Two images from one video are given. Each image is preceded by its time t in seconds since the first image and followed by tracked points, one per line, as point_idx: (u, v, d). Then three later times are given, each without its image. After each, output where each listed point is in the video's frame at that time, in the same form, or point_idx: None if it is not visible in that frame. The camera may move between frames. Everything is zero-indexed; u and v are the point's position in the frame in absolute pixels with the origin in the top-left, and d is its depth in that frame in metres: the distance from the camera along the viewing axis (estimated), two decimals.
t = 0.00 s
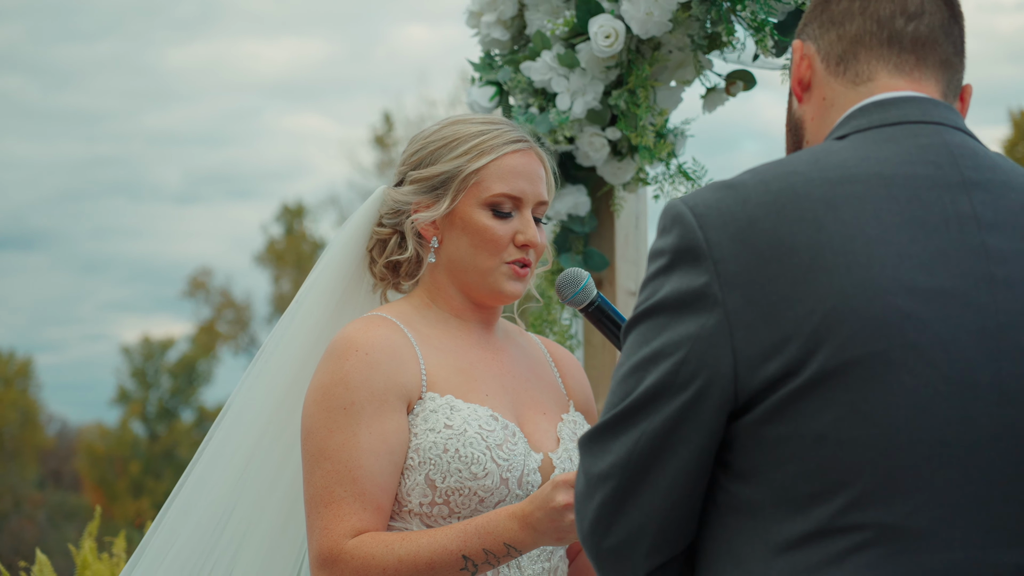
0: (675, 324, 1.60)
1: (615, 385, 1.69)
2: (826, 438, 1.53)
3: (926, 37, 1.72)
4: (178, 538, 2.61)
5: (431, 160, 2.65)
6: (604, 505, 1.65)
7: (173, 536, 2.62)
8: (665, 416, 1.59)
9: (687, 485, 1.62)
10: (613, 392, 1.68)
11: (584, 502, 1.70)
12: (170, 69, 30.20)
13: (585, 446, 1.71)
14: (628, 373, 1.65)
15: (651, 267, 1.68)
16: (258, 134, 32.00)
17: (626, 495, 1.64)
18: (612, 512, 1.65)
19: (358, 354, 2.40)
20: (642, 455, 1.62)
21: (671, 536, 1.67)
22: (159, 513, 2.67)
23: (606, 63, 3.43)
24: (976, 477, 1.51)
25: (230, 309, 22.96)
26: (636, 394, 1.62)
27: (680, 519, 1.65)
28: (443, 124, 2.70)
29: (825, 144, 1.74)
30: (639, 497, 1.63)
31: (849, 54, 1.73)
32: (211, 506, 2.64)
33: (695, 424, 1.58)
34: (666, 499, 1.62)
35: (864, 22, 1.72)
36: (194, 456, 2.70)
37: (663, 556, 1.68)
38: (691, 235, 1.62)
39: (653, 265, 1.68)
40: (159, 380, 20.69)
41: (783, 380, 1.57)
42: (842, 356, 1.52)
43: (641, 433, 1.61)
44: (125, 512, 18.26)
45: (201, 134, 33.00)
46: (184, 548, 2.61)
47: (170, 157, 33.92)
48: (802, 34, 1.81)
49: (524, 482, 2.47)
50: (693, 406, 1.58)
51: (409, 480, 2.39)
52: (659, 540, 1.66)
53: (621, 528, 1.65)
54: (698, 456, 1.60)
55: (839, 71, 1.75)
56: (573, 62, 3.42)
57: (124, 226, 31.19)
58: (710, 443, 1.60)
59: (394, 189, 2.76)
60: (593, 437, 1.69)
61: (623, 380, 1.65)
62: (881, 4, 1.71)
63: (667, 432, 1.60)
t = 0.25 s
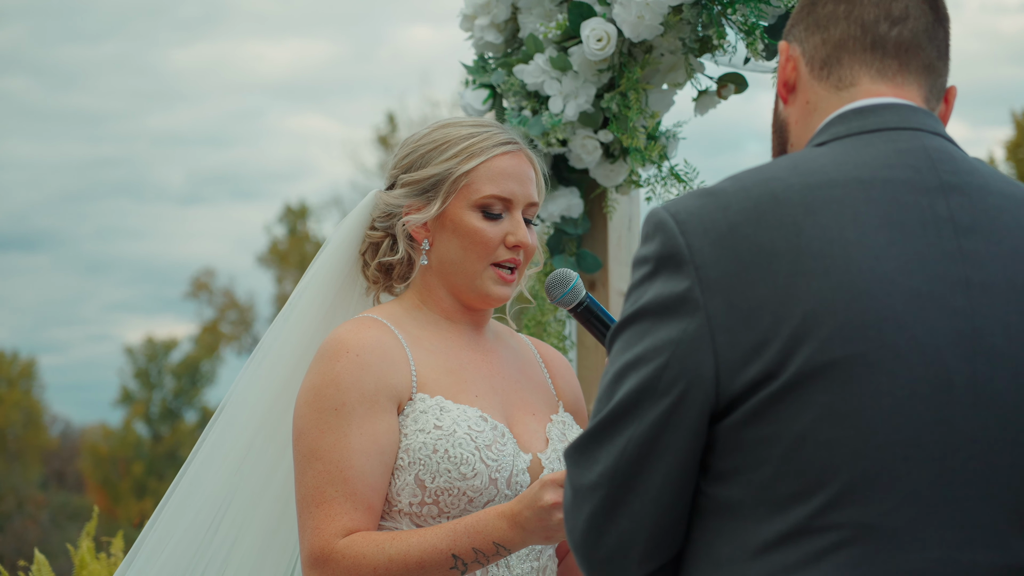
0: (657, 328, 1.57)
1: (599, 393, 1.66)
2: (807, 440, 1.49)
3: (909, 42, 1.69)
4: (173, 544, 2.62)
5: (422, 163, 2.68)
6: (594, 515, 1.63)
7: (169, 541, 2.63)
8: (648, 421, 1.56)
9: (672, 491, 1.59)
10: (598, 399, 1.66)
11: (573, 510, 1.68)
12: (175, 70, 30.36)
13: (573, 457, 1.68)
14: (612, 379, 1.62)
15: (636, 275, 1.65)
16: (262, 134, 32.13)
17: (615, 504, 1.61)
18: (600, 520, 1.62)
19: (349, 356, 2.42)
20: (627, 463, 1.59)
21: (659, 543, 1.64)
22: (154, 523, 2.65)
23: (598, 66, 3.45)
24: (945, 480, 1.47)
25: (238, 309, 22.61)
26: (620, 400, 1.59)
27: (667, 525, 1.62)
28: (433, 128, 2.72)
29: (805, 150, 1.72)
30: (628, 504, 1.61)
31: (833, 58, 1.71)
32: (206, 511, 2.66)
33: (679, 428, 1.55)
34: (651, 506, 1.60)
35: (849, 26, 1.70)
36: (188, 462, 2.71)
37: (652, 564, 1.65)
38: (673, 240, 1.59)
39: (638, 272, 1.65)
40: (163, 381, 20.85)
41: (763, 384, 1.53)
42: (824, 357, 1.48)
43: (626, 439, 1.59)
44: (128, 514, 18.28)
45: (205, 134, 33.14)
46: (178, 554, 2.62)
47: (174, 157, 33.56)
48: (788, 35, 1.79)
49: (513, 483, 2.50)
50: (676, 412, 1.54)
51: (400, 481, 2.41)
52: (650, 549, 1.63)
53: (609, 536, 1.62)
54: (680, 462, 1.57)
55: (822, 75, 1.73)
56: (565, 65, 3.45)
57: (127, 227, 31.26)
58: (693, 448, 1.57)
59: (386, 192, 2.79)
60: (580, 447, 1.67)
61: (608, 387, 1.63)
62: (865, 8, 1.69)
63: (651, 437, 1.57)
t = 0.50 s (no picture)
0: (647, 330, 1.59)
1: (591, 394, 1.68)
2: (793, 440, 1.51)
3: (897, 45, 1.70)
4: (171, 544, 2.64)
5: (417, 164, 2.70)
6: (588, 515, 1.65)
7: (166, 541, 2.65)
8: (638, 421, 1.58)
9: (664, 490, 1.61)
10: (589, 401, 1.68)
11: (564, 509, 1.70)
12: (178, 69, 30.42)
13: (566, 459, 1.71)
14: (603, 380, 1.65)
15: (626, 277, 1.67)
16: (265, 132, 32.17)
17: (607, 505, 1.64)
18: (592, 520, 1.64)
19: (345, 357, 2.44)
20: (619, 462, 1.61)
21: (650, 542, 1.66)
22: (155, 524, 2.69)
23: (594, 68, 3.47)
24: (934, 471, 1.48)
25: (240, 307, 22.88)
26: (611, 401, 1.61)
27: (657, 525, 1.64)
28: (428, 129, 2.75)
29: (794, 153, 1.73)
30: (620, 504, 1.63)
31: (822, 62, 1.72)
32: (202, 511, 2.68)
33: (667, 429, 1.58)
34: (642, 505, 1.62)
35: (837, 29, 1.70)
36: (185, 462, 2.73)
37: (643, 563, 1.67)
38: (661, 243, 1.61)
39: (628, 274, 1.67)
40: (165, 380, 21.08)
41: (750, 384, 1.55)
42: (810, 356, 1.50)
43: (616, 440, 1.61)
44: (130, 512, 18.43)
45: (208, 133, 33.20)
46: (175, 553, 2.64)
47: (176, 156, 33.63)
48: (778, 37, 1.80)
49: (508, 481, 2.52)
50: (665, 413, 1.56)
51: (396, 479, 2.44)
52: (639, 549, 1.65)
53: (600, 535, 1.65)
54: (670, 463, 1.60)
55: (811, 78, 1.74)
56: (561, 66, 3.46)
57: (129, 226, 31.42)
58: (682, 448, 1.59)
59: (381, 193, 2.82)
60: (573, 449, 1.69)
61: (599, 387, 1.65)
62: (853, 10, 1.69)
63: (641, 437, 1.59)
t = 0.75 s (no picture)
0: (637, 332, 1.62)
1: (581, 395, 1.70)
2: (781, 438, 1.54)
3: (891, 48, 1.71)
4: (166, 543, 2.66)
5: (415, 166, 2.73)
6: (578, 513, 1.67)
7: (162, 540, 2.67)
8: (628, 422, 1.61)
9: (653, 488, 1.64)
10: (580, 401, 1.70)
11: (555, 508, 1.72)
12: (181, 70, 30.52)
13: (552, 456, 1.73)
14: (594, 381, 1.67)
15: (615, 279, 1.69)
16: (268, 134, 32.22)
17: (593, 500, 1.66)
18: (582, 518, 1.67)
19: (343, 357, 2.47)
20: (605, 459, 1.63)
21: (638, 539, 1.69)
22: (150, 522, 2.70)
23: (590, 69, 3.50)
24: (923, 469, 1.50)
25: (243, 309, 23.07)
26: (600, 402, 1.63)
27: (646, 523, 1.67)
28: (425, 131, 2.77)
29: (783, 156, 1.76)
30: (606, 503, 1.65)
31: (815, 63, 1.72)
32: (198, 511, 2.70)
33: (656, 429, 1.60)
34: (630, 503, 1.64)
35: (833, 30, 1.70)
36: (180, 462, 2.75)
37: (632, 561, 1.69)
38: (651, 246, 1.64)
39: (617, 276, 1.69)
40: (169, 381, 21.13)
41: (739, 384, 1.58)
42: (801, 356, 1.52)
43: (606, 439, 1.63)
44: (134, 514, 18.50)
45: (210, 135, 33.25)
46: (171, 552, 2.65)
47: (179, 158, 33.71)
48: (772, 35, 1.79)
49: (505, 480, 2.55)
50: (654, 413, 1.59)
51: (393, 478, 2.46)
52: (627, 546, 1.68)
53: (589, 534, 1.66)
54: (659, 463, 1.62)
55: (804, 79, 1.75)
56: (557, 68, 3.49)
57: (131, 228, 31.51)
58: (671, 447, 1.61)
59: (378, 194, 2.84)
60: (562, 446, 1.71)
61: (589, 388, 1.67)
62: (849, 12, 1.69)
63: (630, 438, 1.61)
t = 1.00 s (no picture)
0: (635, 334, 1.64)
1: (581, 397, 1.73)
2: (777, 438, 1.56)
3: (887, 54, 1.72)
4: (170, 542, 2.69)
5: (418, 167, 2.75)
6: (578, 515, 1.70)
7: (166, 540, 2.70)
8: (627, 423, 1.63)
9: (651, 489, 1.67)
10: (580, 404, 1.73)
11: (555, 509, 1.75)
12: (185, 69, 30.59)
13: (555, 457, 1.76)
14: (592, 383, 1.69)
15: (614, 282, 1.72)
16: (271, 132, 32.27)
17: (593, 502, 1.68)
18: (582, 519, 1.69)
19: (347, 357, 2.49)
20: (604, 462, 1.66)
21: (638, 540, 1.71)
22: (155, 522, 2.73)
23: (591, 71, 3.52)
24: (918, 469, 1.53)
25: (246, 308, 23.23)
26: (600, 404, 1.66)
27: (644, 524, 1.69)
28: (429, 133, 2.80)
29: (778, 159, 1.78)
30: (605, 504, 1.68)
31: (811, 67, 1.74)
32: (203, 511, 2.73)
33: (653, 430, 1.62)
34: (629, 504, 1.67)
35: (828, 35, 1.72)
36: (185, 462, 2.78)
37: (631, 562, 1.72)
38: (648, 250, 1.66)
39: (616, 280, 1.72)
40: (172, 380, 21.21)
41: (735, 385, 1.60)
42: (796, 356, 1.55)
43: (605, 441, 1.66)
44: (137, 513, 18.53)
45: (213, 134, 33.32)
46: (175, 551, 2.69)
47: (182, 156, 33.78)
48: (766, 37, 1.81)
49: (508, 479, 2.58)
50: (652, 415, 1.61)
51: (397, 478, 2.49)
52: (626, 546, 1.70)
53: (589, 534, 1.69)
54: (657, 463, 1.65)
55: (799, 83, 1.76)
56: (558, 70, 3.51)
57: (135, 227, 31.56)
58: (669, 447, 1.64)
59: (382, 196, 2.87)
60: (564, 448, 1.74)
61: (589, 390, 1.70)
62: (846, 17, 1.71)
63: (628, 439, 1.64)
